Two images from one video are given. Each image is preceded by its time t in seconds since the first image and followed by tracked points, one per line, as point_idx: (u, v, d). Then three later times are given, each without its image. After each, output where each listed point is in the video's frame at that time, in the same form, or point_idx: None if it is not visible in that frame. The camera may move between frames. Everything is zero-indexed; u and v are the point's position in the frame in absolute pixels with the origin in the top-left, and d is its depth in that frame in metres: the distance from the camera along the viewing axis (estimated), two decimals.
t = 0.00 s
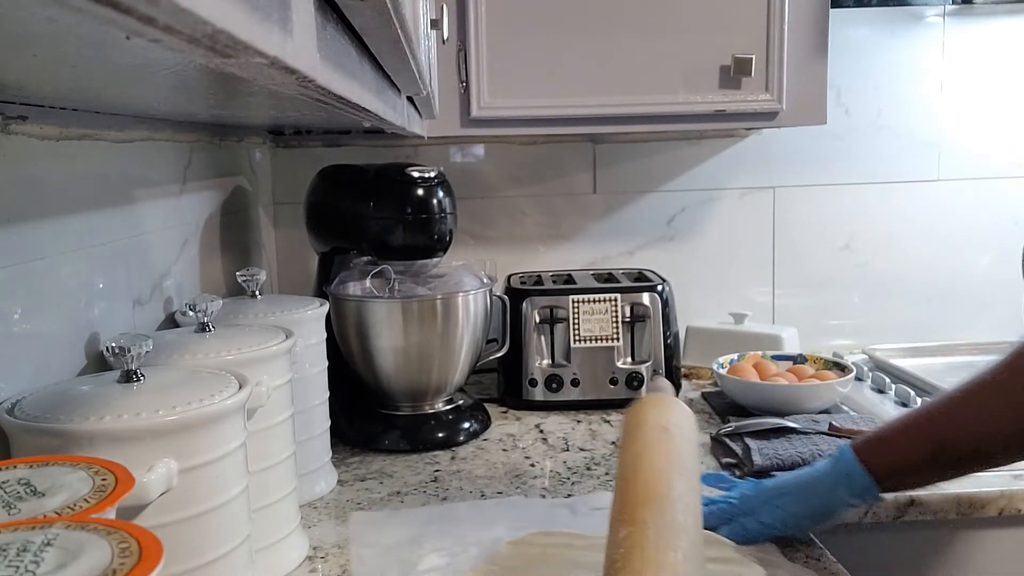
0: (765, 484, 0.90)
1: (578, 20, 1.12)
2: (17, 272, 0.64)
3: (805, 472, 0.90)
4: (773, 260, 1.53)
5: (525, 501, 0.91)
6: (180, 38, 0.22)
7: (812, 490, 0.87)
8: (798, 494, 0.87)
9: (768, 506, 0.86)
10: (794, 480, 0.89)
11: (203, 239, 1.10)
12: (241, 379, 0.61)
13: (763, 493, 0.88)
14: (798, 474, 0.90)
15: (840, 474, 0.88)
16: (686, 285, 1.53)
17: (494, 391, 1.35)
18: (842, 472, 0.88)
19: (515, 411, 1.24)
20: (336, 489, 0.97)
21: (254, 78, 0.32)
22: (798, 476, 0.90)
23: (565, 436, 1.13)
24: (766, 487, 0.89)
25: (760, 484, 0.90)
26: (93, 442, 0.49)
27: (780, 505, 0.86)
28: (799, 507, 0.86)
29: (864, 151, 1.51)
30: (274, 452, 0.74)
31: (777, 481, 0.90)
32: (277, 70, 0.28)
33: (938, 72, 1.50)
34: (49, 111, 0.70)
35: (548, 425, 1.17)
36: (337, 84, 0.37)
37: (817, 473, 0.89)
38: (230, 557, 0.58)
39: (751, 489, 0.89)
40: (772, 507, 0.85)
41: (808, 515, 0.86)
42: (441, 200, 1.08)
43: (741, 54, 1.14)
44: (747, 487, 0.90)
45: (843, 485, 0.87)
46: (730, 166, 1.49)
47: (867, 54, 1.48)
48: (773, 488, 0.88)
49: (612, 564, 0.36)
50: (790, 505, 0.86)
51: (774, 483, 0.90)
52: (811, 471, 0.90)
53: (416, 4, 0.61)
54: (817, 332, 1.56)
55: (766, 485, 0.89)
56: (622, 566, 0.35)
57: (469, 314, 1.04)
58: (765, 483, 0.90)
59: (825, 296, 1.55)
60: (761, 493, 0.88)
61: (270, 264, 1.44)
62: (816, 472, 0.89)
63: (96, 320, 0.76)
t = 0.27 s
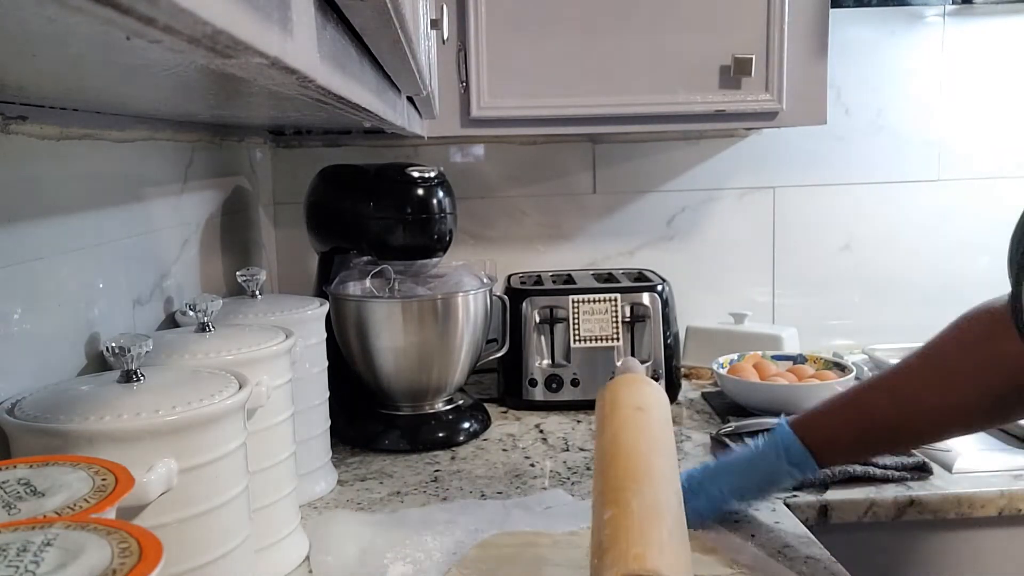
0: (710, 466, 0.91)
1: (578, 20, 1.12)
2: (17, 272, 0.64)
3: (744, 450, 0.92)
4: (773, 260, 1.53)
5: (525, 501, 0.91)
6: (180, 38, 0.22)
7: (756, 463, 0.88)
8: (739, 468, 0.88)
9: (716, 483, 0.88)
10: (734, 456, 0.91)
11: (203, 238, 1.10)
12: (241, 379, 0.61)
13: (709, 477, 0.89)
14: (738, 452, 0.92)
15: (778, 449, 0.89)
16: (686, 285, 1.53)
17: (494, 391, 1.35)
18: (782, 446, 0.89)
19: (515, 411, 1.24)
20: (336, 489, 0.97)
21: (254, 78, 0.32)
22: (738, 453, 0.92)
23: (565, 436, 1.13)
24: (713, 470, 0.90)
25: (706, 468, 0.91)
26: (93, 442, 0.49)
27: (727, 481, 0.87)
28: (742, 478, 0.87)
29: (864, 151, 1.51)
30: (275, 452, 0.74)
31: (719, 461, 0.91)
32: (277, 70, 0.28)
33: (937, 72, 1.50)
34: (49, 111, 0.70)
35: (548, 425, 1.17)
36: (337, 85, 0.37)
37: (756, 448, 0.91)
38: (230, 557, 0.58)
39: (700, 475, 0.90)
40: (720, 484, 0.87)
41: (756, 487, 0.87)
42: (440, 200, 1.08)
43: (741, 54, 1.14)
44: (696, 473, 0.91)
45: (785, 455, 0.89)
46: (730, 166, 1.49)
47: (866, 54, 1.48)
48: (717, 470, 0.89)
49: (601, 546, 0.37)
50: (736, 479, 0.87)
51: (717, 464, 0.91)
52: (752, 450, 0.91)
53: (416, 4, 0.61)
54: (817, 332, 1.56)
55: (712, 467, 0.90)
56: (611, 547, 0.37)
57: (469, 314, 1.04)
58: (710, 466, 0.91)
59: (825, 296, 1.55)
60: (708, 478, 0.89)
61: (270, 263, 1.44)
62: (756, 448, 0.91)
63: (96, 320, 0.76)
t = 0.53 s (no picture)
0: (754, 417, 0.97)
1: (578, 20, 1.12)
2: (17, 272, 0.64)
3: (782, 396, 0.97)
4: (773, 260, 1.53)
5: (525, 501, 0.91)
6: (180, 38, 0.22)
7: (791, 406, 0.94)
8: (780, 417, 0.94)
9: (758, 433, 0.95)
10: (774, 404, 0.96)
11: (203, 238, 1.10)
12: (241, 379, 0.61)
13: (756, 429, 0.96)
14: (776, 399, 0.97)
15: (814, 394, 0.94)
16: (686, 285, 1.53)
17: (494, 391, 1.35)
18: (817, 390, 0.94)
19: (515, 412, 1.24)
20: (336, 489, 0.97)
21: (254, 79, 0.32)
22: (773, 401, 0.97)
23: (565, 436, 1.13)
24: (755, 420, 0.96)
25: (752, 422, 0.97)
26: (93, 442, 0.49)
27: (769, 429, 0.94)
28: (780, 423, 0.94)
29: (864, 151, 1.51)
30: (274, 452, 0.74)
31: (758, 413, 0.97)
32: (278, 70, 0.28)
33: (937, 73, 1.50)
34: (49, 112, 0.70)
35: (548, 425, 1.17)
36: (337, 85, 0.37)
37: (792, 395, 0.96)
38: (230, 557, 0.58)
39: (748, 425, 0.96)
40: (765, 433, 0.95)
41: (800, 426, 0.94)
42: (441, 200, 1.08)
43: (742, 54, 1.14)
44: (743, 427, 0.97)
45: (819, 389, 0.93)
46: (730, 166, 1.49)
47: (865, 54, 1.48)
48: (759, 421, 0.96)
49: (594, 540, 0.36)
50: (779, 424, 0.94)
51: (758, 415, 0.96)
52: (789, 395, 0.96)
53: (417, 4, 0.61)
54: (817, 332, 1.56)
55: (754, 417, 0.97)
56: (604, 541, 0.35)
57: (469, 314, 1.04)
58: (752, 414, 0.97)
59: (825, 296, 1.55)
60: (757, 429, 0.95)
61: (271, 263, 1.45)
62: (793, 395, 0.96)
63: (95, 320, 0.76)
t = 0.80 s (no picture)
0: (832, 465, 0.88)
1: (578, 20, 1.12)
2: (17, 273, 0.64)
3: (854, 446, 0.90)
4: (773, 260, 1.53)
5: (526, 501, 0.91)
6: (180, 38, 0.22)
7: (874, 462, 0.88)
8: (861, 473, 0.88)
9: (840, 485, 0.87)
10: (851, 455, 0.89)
11: (203, 238, 1.10)
12: (241, 379, 0.61)
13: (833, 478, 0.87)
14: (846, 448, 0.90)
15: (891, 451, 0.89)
16: (686, 285, 1.53)
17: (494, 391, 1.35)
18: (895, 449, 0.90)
19: (515, 411, 1.24)
20: (336, 489, 0.97)
21: (253, 78, 0.32)
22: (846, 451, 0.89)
23: (565, 436, 1.13)
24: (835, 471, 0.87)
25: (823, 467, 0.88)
26: (93, 442, 0.49)
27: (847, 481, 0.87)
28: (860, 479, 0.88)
29: (864, 152, 1.51)
30: (274, 452, 0.74)
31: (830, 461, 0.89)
32: (277, 69, 0.28)
33: (937, 73, 1.50)
34: (49, 111, 0.70)
35: (548, 425, 1.17)
36: (336, 85, 0.37)
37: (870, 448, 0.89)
38: (230, 557, 0.58)
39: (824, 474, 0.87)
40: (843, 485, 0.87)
41: (870, 482, 0.88)
42: (441, 200, 1.08)
43: (742, 54, 1.14)
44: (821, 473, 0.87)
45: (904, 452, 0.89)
46: (730, 166, 1.49)
47: (866, 54, 1.48)
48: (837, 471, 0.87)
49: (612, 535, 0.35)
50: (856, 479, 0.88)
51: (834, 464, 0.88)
52: (859, 445, 0.90)
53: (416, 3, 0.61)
54: (817, 332, 1.56)
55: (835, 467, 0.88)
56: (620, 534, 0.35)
57: (469, 314, 1.04)
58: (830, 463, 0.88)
59: (825, 296, 1.55)
60: (825, 478, 0.87)
61: (271, 263, 1.45)
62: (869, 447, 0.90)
63: (95, 320, 0.76)
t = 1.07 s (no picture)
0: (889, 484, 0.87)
1: (578, 20, 1.12)
2: (17, 273, 0.64)
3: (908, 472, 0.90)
4: (773, 260, 1.53)
5: (526, 501, 0.91)
6: (180, 38, 0.22)
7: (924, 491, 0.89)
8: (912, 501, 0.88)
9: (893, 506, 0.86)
10: (908, 480, 0.89)
11: (203, 238, 1.10)
12: (241, 379, 0.61)
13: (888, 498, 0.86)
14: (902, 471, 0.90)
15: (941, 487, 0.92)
16: (686, 285, 1.53)
17: (494, 391, 1.35)
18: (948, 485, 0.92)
19: (515, 411, 1.24)
20: (336, 489, 0.97)
21: (253, 78, 0.32)
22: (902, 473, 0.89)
23: (565, 436, 1.13)
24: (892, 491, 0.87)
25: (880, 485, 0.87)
26: (93, 442, 0.49)
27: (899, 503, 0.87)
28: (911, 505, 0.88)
29: (864, 151, 1.51)
30: (275, 452, 0.74)
31: (887, 480, 0.88)
32: (277, 69, 0.28)
33: (937, 73, 1.50)
34: (49, 111, 0.70)
35: (548, 425, 1.17)
36: (335, 84, 0.37)
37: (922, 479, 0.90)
38: (230, 557, 0.58)
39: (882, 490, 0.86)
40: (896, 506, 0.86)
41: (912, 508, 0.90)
42: (440, 200, 1.08)
43: (741, 54, 1.14)
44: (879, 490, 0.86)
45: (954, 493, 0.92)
46: (730, 166, 1.49)
47: (866, 54, 1.48)
48: (893, 492, 0.87)
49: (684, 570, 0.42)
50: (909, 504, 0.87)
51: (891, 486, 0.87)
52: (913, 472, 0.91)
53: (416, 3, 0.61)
54: (817, 332, 1.56)
55: (893, 486, 0.87)
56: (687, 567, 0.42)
57: (469, 314, 1.04)
58: (888, 482, 0.87)
59: (824, 296, 1.55)
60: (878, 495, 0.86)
61: (270, 263, 1.45)
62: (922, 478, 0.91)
63: (95, 320, 0.76)
